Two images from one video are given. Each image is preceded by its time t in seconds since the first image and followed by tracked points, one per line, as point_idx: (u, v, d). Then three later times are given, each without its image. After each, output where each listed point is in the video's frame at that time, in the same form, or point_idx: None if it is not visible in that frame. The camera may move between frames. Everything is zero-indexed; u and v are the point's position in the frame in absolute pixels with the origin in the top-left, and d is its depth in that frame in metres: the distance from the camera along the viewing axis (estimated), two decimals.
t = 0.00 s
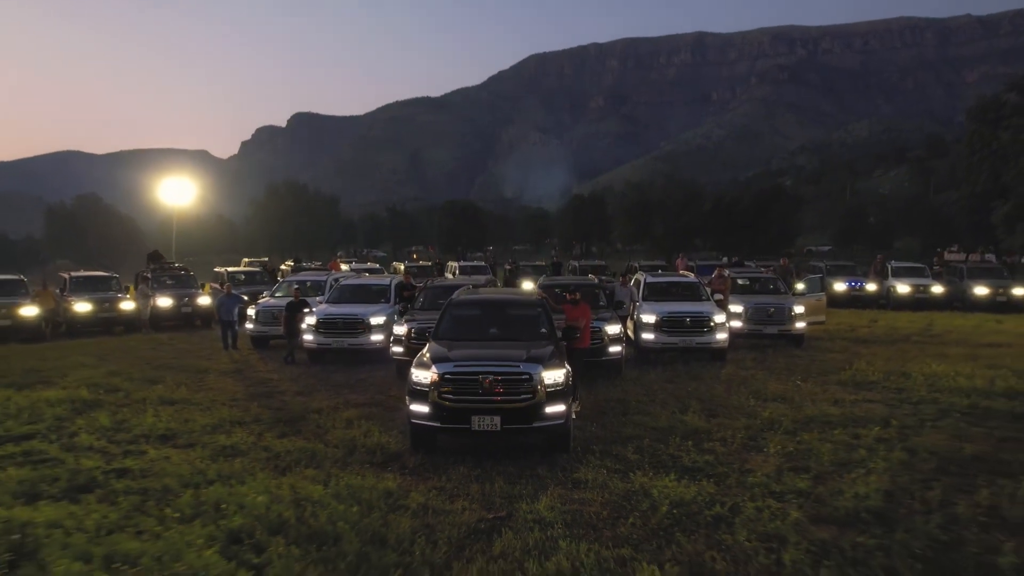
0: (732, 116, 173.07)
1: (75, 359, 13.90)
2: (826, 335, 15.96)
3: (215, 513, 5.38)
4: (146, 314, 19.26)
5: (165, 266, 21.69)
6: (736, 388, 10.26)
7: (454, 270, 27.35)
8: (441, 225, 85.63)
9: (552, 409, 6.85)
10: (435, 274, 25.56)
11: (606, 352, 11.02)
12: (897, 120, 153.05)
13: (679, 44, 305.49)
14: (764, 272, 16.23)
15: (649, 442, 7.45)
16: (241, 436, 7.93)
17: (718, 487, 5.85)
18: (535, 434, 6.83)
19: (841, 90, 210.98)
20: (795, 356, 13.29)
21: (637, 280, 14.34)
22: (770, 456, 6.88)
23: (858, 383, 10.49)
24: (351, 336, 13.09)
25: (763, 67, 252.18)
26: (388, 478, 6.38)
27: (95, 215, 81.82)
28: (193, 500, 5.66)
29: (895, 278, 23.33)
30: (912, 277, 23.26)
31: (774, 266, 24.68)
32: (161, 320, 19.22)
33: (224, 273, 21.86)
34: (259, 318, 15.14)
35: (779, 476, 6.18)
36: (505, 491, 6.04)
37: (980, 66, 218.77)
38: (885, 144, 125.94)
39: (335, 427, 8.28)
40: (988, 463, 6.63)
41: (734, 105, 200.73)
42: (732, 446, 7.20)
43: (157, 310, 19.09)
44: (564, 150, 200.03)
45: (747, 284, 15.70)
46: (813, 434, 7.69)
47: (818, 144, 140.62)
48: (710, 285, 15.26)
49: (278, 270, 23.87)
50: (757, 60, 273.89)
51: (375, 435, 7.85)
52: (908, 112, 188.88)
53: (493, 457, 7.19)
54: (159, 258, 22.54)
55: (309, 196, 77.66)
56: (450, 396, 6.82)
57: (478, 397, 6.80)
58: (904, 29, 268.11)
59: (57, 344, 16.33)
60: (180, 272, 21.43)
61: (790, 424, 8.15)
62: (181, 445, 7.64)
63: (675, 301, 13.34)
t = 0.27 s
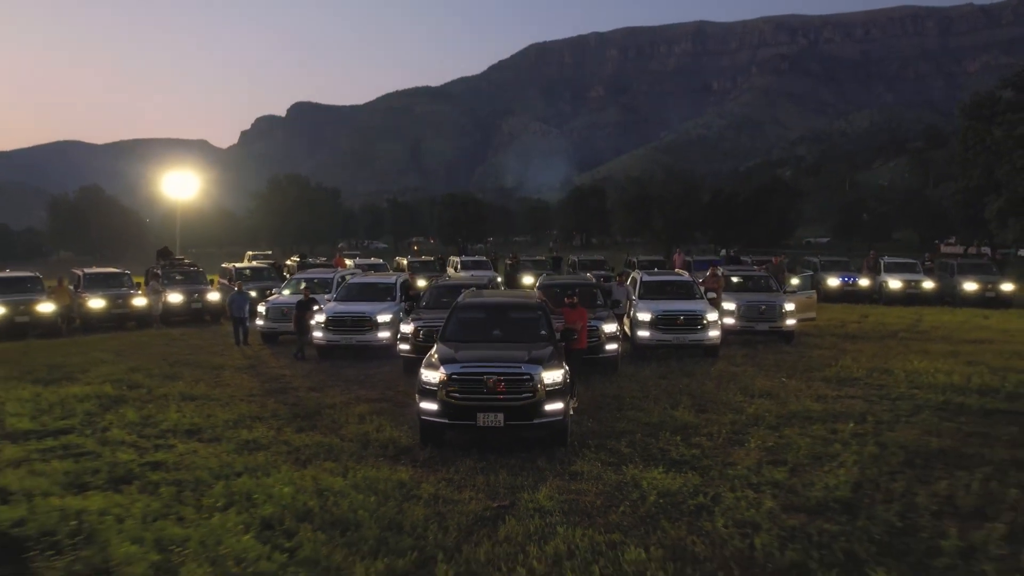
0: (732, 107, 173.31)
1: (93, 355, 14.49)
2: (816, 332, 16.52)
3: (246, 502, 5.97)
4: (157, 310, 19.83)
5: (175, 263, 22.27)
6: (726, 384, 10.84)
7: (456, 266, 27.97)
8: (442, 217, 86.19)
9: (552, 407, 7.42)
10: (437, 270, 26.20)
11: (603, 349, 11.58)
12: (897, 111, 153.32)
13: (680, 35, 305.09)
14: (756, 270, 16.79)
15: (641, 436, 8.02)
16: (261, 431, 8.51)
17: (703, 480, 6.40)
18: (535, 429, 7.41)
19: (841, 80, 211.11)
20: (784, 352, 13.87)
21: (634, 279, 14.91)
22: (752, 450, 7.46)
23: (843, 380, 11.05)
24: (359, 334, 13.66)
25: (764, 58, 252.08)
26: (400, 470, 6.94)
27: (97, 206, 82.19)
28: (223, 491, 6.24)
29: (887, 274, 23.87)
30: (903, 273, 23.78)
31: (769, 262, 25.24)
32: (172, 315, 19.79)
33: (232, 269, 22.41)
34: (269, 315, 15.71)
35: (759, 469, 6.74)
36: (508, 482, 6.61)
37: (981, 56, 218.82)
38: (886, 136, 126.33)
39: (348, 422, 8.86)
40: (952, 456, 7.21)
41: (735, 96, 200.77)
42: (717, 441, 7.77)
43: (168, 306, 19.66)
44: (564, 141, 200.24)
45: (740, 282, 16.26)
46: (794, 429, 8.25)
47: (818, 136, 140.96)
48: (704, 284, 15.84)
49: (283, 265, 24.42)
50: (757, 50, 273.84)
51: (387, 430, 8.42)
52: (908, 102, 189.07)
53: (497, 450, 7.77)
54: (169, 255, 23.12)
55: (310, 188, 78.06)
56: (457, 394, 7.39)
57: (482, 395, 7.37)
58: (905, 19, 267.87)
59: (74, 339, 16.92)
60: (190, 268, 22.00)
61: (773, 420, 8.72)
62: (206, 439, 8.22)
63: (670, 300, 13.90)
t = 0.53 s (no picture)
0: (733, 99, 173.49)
1: (108, 351, 15.00)
2: (807, 329, 17.04)
3: (269, 494, 6.47)
4: (167, 307, 20.32)
5: (183, 260, 22.77)
6: (717, 381, 11.35)
7: (458, 262, 28.51)
8: (444, 210, 86.77)
9: (550, 405, 7.92)
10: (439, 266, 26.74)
11: (600, 347, 12.05)
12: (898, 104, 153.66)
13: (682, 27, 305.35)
14: (750, 267, 17.26)
15: (634, 431, 8.53)
16: (276, 426, 9.03)
17: (692, 474, 6.90)
18: (534, 425, 7.91)
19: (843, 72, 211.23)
20: (775, 349, 14.37)
21: (631, 277, 15.41)
22: (739, 444, 7.97)
23: (830, 377, 11.51)
24: (365, 332, 14.16)
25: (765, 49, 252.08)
26: (409, 464, 7.46)
27: (100, 200, 82.71)
28: (247, 483, 6.74)
29: (881, 270, 24.38)
30: (897, 269, 24.26)
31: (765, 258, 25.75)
32: (181, 311, 20.31)
33: (239, 265, 22.95)
34: (278, 312, 16.20)
35: (744, 463, 7.25)
36: (508, 476, 7.13)
37: (983, 48, 218.88)
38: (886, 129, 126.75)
39: (358, 418, 9.39)
40: (926, 450, 7.73)
41: (736, 88, 200.90)
42: (706, 436, 8.28)
43: (177, 303, 20.18)
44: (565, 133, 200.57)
45: (735, 279, 16.74)
46: (779, 425, 8.76)
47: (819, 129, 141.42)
48: (699, 282, 16.36)
49: (289, 262, 24.95)
50: (758, 41, 273.78)
51: (395, 425, 8.93)
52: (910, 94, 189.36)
53: (499, 446, 8.28)
54: (177, 252, 23.64)
55: (312, 182, 78.45)
56: (462, 394, 7.90)
57: (484, 394, 7.88)
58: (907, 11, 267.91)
59: (88, 335, 17.44)
60: (198, 266, 22.50)
61: (760, 416, 9.22)
62: (226, 433, 8.74)
63: (665, 298, 14.40)
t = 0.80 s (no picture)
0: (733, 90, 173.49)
1: (126, 347, 15.65)
2: (798, 325, 17.67)
3: (294, 485, 7.11)
4: (178, 303, 20.96)
5: (192, 257, 23.40)
6: (708, 378, 11.98)
7: (460, 256, 29.14)
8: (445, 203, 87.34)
9: (550, 402, 8.55)
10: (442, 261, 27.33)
11: (597, 345, 12.68)
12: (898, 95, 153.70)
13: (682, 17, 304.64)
14: (743, 266, 17.87)
15: (628, 427, 9.16)
16: (294, 421, 9.69)
17: (679, 466, 7.54)
18: (535, 421, 8.54)
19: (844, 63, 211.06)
20: (765, 346, 15.01)
21: (628, 276, 16.02)
22: (725, 438, 8.61)
23: (815, 374, 12.16)
24: (373, 329, 14.79)
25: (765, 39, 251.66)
26: (419, 457, 8.10)
27: (104, 194, 83.41)
28: (272, 474, 7.39)
29: (873, 266, 24.98)
30: (888, 265, 24.85)
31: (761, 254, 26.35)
32: (193, 307, 20.96)
33: (247, 261, 23.58)
34: (288, 310, 16.85)
35: (727, 456, 7.90)
36: (511, 469, 7.75)
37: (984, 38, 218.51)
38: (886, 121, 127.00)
39: (370, 413, 10.04)
40: (896, 444, 8.37)
41: (736, 79, 200.83)
42: (694, 431, 8.92)
43: (188, 299, 20.83)
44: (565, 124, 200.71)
45: (728, 277, 17.36)
46: (762, 420, 9.41)
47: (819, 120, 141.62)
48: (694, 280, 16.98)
49: (295, 258, 25.59)
50: (758, 31, 273.47)
51: (405, 421, 9.58)
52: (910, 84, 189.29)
53: (503, 440, 8.92)
54: (187, 249, 24.22)
55: (314, 175, 79.03)
56: (468, 392, 8.54)
57: (489, 392, 8.52)
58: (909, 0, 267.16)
59: (105, 332, 18.06)
60: (208, 263, 23.09)
61: (746, 412, 9.85)
62: (247, 428, 9.39)
63: (660, 297, 15.02)
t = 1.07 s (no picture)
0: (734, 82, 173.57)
1: (143, 343, 16.32)
2: (789, 321, 18.33)
3: (316, 475, 7.78)
4: (189, 298, 21.61)
5: (202, 254, 24.06)
6: (699, 374, 12.62)
7: (462, 251, 29.74)
8: (445, 195, 87.93)
9: (550, 399, 9.22)
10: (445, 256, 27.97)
11: (594, 342, 13.32)
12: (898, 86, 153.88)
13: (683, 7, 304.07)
14: (736, 264, 18.50)
15: (622, 421, 9.83)
16: (310, 415, 10.35)
17: (668, 458, 8.20)
18: (536, 417, 9.21)
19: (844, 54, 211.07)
20: (755, 342, 15.68)
21: (625, 275, 16.67)
22: (711, 432, 9.27)
23: (801, 371, 12.81)
24: (381, 326, 15.43)
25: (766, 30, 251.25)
26: (429, 450, 8.76)
27: (107, 188, 84.16)
28: (294, 466, 8.06)
29: (865, 261, 25.61)
30: (879, 261, 25.43)
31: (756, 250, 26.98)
32: (204, 303, 21.62)
33: (255, 257, 24.22)
34: (297, 306, 17.50)
35: (712, 448, 8.56)
36: (513, 461, 8.42)
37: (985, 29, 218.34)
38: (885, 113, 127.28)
39: (381, 409, 10.70)
40: (871, 437, 9.05)
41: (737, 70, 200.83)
42: (684, 426, 9.58)
43: (199, 295, 21.49)
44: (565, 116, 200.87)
45: (722, 275, 17.99)
46: (747, 415, 10.07)
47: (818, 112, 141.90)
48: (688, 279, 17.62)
49: (301, 254, 26.22)
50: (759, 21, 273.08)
51: (414, 416, 10.25)
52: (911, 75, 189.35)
53: (506, 434, 9.58)
54: (196, 246, 24.81)
55: (315, 168, 79.67)
56: (474, 389, 9.20)
57: (493, 390, 9.19)
58: None
59: (121, 327, 18.70)
60: (217, 259, 23.71)
61: (734, 407, 10.50)
62: (267, 422, 10.06)
63: (655, 296, 15.67)
